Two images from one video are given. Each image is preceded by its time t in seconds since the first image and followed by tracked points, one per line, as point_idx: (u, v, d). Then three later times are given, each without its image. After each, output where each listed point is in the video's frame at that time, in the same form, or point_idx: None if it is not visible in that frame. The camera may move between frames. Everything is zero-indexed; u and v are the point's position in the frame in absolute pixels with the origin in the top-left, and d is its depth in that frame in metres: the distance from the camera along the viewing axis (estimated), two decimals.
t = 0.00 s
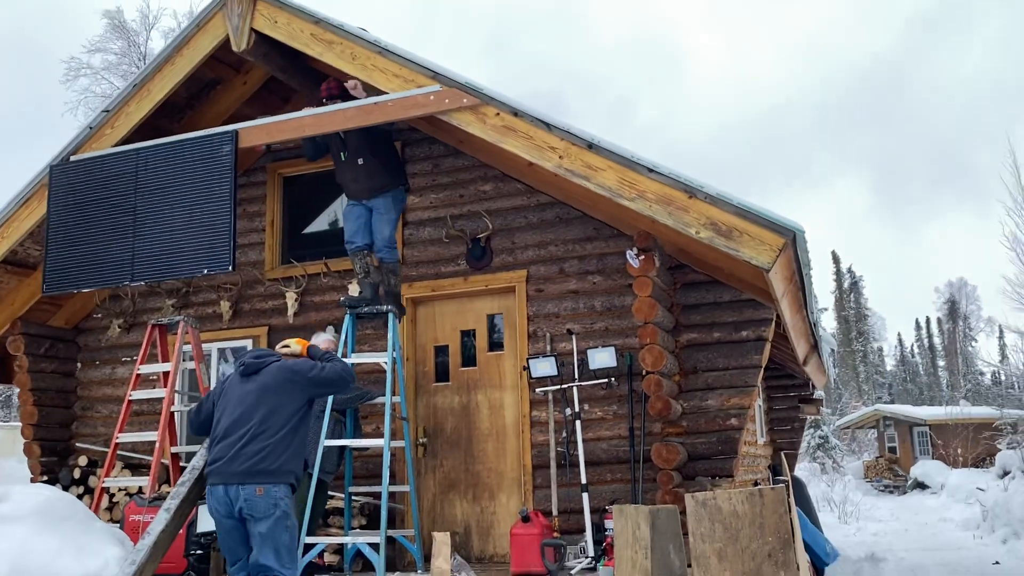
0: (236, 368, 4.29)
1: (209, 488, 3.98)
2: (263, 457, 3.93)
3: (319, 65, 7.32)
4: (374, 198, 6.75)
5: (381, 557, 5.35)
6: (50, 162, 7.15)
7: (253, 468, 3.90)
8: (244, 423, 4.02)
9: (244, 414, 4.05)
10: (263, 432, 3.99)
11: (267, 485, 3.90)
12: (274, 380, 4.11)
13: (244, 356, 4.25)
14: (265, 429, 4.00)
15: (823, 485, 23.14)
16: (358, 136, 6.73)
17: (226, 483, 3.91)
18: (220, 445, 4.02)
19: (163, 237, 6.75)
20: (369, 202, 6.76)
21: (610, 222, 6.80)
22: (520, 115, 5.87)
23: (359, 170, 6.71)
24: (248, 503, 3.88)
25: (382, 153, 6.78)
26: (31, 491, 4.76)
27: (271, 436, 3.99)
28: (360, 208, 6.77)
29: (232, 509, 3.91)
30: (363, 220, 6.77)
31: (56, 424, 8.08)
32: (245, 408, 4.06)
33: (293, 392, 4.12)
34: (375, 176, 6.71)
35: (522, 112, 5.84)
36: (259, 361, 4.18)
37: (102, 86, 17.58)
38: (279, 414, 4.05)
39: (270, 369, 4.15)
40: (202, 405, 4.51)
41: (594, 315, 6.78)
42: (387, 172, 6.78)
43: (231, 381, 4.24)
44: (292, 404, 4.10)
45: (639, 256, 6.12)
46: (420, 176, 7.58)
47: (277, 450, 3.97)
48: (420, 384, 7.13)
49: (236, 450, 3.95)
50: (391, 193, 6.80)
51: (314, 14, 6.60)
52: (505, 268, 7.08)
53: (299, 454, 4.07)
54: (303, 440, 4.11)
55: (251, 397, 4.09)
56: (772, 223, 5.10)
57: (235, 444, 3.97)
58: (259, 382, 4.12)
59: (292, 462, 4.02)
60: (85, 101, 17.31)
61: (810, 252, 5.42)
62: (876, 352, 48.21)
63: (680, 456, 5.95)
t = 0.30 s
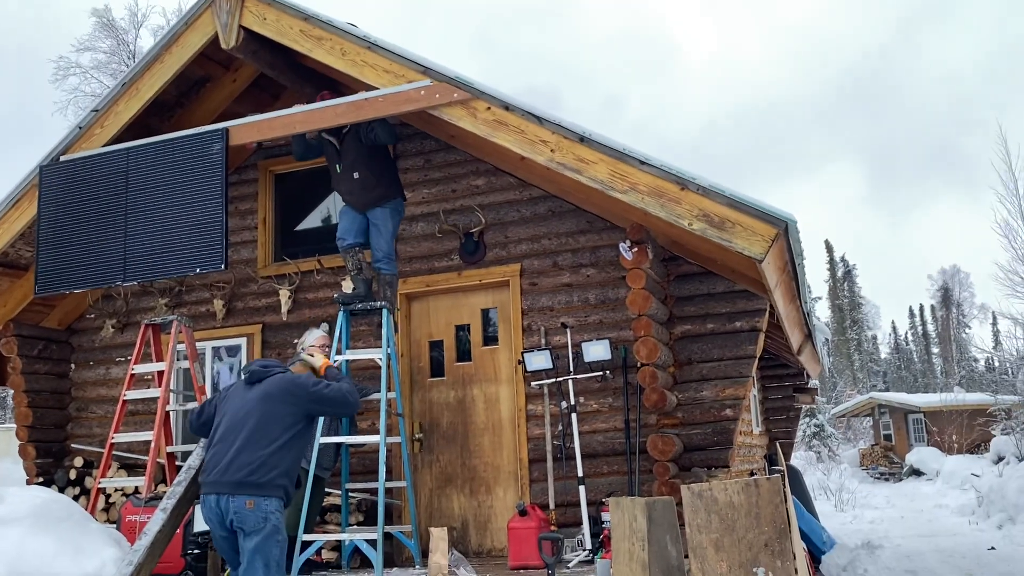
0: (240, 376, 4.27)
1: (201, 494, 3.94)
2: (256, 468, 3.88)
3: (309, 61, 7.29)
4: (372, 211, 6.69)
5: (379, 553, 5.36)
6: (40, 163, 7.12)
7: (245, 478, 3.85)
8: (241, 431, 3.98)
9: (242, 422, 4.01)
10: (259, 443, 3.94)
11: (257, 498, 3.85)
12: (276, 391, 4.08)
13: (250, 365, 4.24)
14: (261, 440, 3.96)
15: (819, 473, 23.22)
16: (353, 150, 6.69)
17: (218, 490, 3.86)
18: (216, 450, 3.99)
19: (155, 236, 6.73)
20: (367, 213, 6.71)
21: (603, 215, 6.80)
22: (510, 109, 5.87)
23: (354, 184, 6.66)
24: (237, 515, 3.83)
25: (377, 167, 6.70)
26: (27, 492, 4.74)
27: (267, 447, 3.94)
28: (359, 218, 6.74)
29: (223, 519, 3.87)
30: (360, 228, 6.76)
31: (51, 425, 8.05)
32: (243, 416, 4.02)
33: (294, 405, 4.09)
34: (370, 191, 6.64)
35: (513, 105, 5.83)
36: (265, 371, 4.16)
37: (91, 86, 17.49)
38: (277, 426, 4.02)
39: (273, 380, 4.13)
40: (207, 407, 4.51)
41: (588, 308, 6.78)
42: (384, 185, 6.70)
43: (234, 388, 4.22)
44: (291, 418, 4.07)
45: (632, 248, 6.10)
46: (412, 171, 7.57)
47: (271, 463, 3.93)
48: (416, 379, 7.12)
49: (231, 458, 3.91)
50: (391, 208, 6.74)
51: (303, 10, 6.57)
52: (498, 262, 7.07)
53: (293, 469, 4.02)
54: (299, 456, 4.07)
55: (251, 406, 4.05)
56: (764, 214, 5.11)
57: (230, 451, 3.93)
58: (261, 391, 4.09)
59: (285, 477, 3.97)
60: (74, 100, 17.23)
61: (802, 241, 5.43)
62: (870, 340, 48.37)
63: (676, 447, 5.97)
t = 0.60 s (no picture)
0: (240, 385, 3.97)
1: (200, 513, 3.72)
2: (258, 489, 3.66)
3: (300, 55, 7.25)
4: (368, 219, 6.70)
5: (372, 548, 5.36)
6: (29, 158, 7.07)
7: (246, 499, 3.64)
8: (241, 449, 3.72)
9: (241, 439, 3.75)
10: (260, 463, 3.70)
11: (260, 520, 3.66)
12: (277, 408, 3.80)
13: (251, 377, 3.94)
14: (262, 460, 3.71)
15: (810, 466, 23.33)
16: (350, 160, 6.69)
17: (218, 511, 3.66)
18: (215, 467, 3.75)
19: (145, 232, 6.69)
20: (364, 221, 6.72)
21: (596, 209, 6.80)
22: (502, 103, 5.86)
23: (349, 193, 6.65)
24: (239, 537, 3.64)
25: (374, 176, 6.67)
26: (18, 489, 4.72)
27: (268, 468, 3.71)
28: (355, 223, 6.77)
29: (223, 540, 3.68)
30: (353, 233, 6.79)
31: (42, 422, 7.98)
32: (243, 433, 3.75)
33: (295, 424, 3.81)
34: (365, 201, 6.65)
35: (505, 99, 5.82)
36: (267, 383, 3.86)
37: (80, 81, 17.39)
38: (278, 445, 3.76)
39: (275, 395, 3.84)
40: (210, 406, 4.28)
41: (580, 302, 6.79)
42: (380, 193, 6.68)
43: (233, 399, 3.94)
44: (292, 437, 3.80)
45: (624, 242, 6.13)
46: (403, 166, 7.55)
47: (272, 484, 3.70)
48: (408, 374, 7.12)
49: (230, 478, 3.67)
50: (386, 219, 6.73)
51: (293, 4, 6.55)
52: (491, 257, 7.07)
53: (294, 489, 3.81)
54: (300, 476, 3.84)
55: (251, 422, 3.77)
56: (756, 207, 5.12)
57: (230, 471, 3.69)
58: (262, 407, 3.81)
59: (287, 497, 3.77)
60: (63, 95, 17.13)
61: (794, 234, 5.44)
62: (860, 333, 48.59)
63: (669, 440, 5.96)
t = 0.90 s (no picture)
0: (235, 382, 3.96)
1: (189, 509, 3.70)
2: (249, 488, 3.65)
3: (291, 50, 7.22)
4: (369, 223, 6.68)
5: (364, 544, 5.36)
6: (18, 153, 7.02)
7: (237, 497, 3.63)
8: (233, 446, 3.71)
9: (235, 437, 3.73)
10: (251, 462, 3.69)
11: (250, 518, 3.64)
12: (271, 408, 3.79)
13: (245, 374, 3.91)
14: (253, 459, 3.70)
15: (800, 462, 23.42)
16: (352, 163, 6.64)
17: (208, 507, 3.64)
18: (206, 464, 3.73)
19: (136, 227, 6.66)
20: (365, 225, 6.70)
21: (588, 205, 6.80)
22: (494, 98, 5.85)
23: (352, 197, 6.63)
24: (228, 534, 3.62)
25: (375, 179, 6.67)
26: (7, 485, 4.69)
27: (259, 467, 3.70)
28: (357, 228, 6.77)
29: (211, 538, 3.65)
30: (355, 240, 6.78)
31: (30, 417, 7.98)
32: (236, 430, 3.74)
33: (288, 426, 3.81)
34: (367, 203, 6.64)
35: (497, 95, 5.81)
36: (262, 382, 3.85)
37: (69, 75, 17.28)
38: (270, 445, 3.75)
39: (270, 394, 3.83)
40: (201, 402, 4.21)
41: (572, 298, 6.79)
42: (382, 196, 6.69)
43: (227, 396, 3.92)
44: (284, 437, 3.80)
45: (616, 239, 6.10)
46: (395, 161, 7.53)
47: (263, 484, 3.69)
48: (400, 370, 7.11)
49: (222, 476, 3.66)
50: (387, 221, 6.72)
51: None
52: (483, 253, 7.06)
53: (284, 489, 3.80)
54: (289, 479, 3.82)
55: (243, 420, 3.76)
56: (748, 203, 5.13)
57: (222, 468, 3.68)
58: (255, 406, 3.79)
59: (277, 497, 3.76)
60: (52, 91, 17.01)
61: (785, 231, 5.46)
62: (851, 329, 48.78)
63: (660, 436, 5.98)
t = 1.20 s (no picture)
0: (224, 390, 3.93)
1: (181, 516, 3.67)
2: (243, 493, 3.65)
3: (288, 50, 7.21)
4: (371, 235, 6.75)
5: (360, 545, 5.35)
6: (15, 153, 7.01)
7: (231, 502, 3.63)
8: (223, 453, 3.70)
9: (226, 444, 3.73)
10: (243, 468, 3.68)
11: (244, 523, 3.64)
12: (262, 416, 3.77)
13: (235, 382, 3.90)
14: (245, 465, 3.69)
15: (796, 464, 23.45)
16: (353, 176, 6.70)
17: (200, 512, 3.62)
18: (198, 471, 3.72)
19: (131, 227, 6.65)
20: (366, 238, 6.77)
21: (585, 206, 6.81)
22: (492, 100, 5.85)
23: (353, 209, 6.71)
24: (222, 540, 3.60)
25: (376, 191, 6.74)
26: (2, 486, 4.68)
27: (252, 473, 3.69)
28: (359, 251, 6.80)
29: (201, 545, 3.61)
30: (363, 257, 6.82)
31: (26, 418, 7.96)
32: (226, 437, 3.74)
33: (275, 435, 3.76)
34: (369, 216, 6.72)
35: (495, 96, 5.81)
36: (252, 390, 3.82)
37: (65, 76, 17.25)
38: (261, 452, 3.74)
39: (259, 403, 3.80)
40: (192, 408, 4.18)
41: (569, 299, 6.79)
42: (382, 207, 6.77)
43: (217, 404, 3.90)
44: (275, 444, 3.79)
45: (614, 240, 6.17)
46: (393, 162, 7.52)
47: (256, 489, 3.69)
48: (397, 371, 7.10)
49: (214, 482, 3.65)
50: (387, 232, 6.77)
51: None
52: (479, 254, 7.06)
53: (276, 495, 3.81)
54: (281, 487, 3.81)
55: (234, 428, 3.75)
56: (745, 205, 5.14)
57: (214, 475, 3.66)
58: (245, 414, 3.77)
59: (269, 503, 3.76)
60: (49, 90, 17.00)
61: (782, 232, 5.46)
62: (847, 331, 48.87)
63: (657, 437, 5.98)
